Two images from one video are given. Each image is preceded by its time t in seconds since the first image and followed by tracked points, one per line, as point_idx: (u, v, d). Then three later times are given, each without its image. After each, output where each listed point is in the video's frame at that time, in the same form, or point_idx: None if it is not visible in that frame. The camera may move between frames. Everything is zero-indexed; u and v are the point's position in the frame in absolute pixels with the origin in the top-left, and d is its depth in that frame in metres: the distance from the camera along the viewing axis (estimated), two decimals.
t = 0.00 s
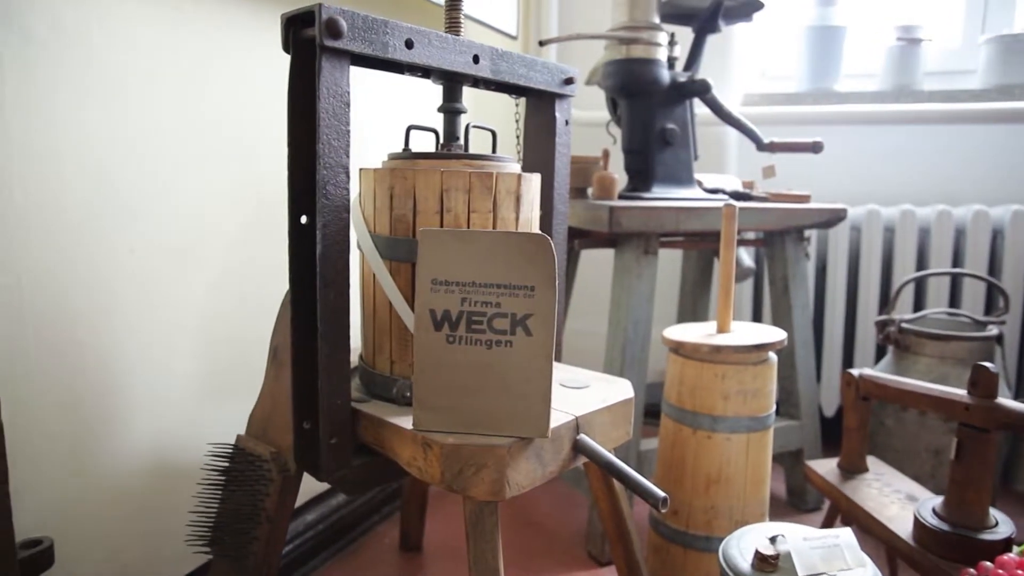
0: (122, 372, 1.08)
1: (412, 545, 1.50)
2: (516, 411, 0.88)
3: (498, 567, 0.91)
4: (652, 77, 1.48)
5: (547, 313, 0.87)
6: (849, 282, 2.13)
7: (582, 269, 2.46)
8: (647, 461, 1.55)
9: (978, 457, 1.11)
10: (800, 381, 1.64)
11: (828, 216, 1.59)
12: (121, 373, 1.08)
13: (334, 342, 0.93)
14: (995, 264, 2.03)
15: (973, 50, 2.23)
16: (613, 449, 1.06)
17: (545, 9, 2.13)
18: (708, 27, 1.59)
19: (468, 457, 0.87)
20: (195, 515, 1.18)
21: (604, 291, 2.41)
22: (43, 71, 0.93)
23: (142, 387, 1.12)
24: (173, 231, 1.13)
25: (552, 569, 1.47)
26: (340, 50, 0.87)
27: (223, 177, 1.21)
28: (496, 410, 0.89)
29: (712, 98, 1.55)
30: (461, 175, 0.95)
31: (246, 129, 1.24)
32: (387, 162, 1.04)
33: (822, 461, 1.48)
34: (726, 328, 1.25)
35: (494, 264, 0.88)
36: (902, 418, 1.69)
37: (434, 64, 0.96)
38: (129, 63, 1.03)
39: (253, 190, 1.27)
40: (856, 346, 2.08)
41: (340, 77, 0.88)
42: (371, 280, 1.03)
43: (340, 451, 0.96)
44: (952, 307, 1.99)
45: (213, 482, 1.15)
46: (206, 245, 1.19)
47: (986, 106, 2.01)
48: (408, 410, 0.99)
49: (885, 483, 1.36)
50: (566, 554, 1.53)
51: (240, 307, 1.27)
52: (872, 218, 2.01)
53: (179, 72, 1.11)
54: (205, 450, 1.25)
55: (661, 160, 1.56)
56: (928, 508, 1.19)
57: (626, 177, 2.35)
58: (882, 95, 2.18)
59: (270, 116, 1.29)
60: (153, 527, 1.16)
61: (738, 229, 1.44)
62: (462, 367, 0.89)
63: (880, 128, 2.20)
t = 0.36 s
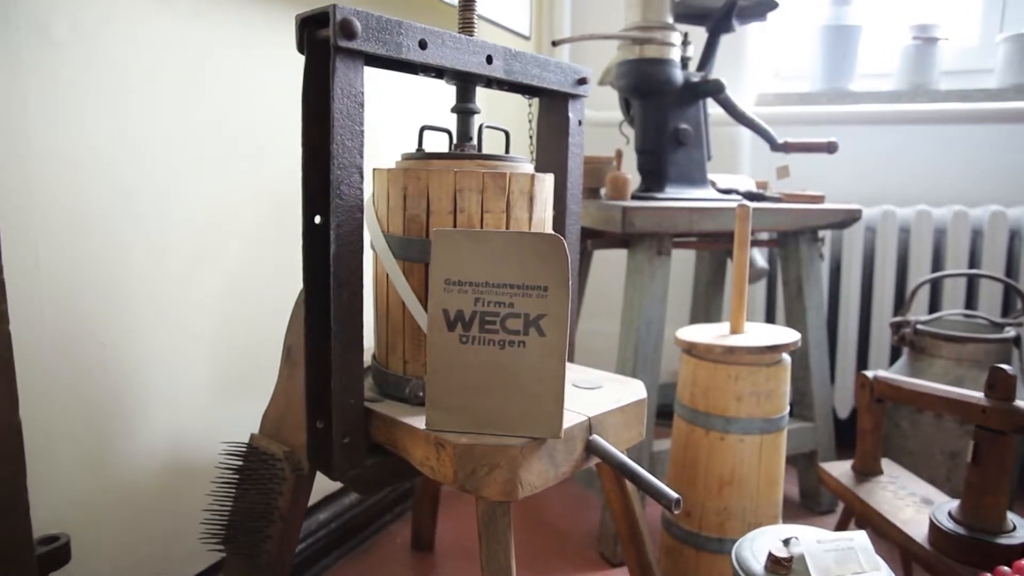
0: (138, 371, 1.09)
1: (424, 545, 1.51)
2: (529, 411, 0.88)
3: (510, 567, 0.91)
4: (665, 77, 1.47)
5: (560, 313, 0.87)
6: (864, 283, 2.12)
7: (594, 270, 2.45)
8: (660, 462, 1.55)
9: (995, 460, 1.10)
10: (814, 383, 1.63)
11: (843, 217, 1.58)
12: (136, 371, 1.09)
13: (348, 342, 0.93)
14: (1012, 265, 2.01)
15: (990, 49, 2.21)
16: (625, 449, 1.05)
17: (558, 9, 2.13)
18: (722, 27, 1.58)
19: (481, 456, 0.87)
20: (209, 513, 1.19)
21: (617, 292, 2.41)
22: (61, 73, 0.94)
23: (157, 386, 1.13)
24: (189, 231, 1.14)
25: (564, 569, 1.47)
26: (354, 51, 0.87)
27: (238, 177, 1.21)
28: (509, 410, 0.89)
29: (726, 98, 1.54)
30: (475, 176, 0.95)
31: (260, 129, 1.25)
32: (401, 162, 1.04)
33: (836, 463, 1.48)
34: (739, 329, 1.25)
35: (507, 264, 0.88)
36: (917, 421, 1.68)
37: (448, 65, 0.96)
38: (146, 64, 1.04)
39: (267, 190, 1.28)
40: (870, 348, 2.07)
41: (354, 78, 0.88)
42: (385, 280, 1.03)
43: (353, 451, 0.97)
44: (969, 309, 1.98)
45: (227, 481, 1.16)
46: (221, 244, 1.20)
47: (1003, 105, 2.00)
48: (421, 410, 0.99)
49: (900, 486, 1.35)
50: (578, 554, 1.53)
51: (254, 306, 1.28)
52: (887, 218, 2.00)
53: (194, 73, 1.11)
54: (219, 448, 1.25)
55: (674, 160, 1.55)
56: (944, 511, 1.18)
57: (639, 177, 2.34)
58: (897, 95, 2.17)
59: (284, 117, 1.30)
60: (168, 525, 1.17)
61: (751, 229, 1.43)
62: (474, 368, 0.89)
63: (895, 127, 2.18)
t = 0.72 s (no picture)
0: (152, 369, 1.10)
1: (435, 544, 1.51)
2: (541, 412, 0.88)
3: (521, 567, 0.91)
4: (677, 77, 1.47)
5: (572, 314, 0.87)
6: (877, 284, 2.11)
7: (605, 270, 2.45)
8: (671, 464, 1.54)
9: (1011, 464, 1.09)
10: (827, 385, 1.62)
11: (856, 217, 1.57)
12: (150, 370, 1.09)
13: (360, 342, 0.93)
14: None
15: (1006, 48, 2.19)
16: (636, 450, 1.05)
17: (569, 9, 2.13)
18: (734, 26, 1.58)
19: (492, 456, 0.87)
20: (221, 512, 1.19)
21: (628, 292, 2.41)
22: (79, 74, 0.95)
23: (171, 385, 1.13)
24: (202, 231, 1.14)
25: (575, 570, 1.46)
26: (367, 51, 0.87)
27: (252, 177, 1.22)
28: (520, 410, 0.89)
29: (738, 98, 1.54)
30: (487, 176, 0.95)
31: (273, 130, 1.25)
32: (413, 162, 1.04)
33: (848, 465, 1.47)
34: (751, 330, 1.24)
35: (520, 265, 0.88)
36: (932, 423, 1.67)
37: (460, 65, 0.96)
38: (161, 65, 1.05)
39: (279, 190, 1.28)
40: (884, 349, 2.06)
41: (367, 78, 0.88)
42: (396, 280, 1.04)
43: (365, 450, 0.97)
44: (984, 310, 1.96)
45: (239, 479, 1.16)
46: (235, 244, 1.20)
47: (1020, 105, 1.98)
48: (433, 410, 0.99)
49: (914, 488, 1.34)
50: (589, 555, 1.53)
51: (267, 306, 1.29)
52: (901, 219, 1.98)
53: (208, 74, 1.12)
54: (232, 447, 1.26)
55: (686, 160, 1.55)
56: (959, 514, 1.17)
57: (651, 177, 2.34)
58: (912, 95, 2.15)
59: (297, 118, 1.30)
60: (181, 523, 1.18)
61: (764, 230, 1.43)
62: (486, 368, 0.89)
63: (909, 127, 2.17)
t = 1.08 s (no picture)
0: (167, 368, 1.10)
1: (447, 544, 1.52)
2: (553, 413, 0.88)
3: (533, 567, 0.91)
4: (690, 77, 1.47)
5: (585, 314, 0.87)
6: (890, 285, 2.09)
7: (617, 271, 2.45)
8: (683, 465, 1.54)
9: None
10: (840, 386, 1.62)
11: (870, 218, 1.57)
12: (164, 369, 1.10)
13: (373, 341, 0.93)
14: None
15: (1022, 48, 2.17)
16: (649, 451, 1.05)
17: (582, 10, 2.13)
18: (748, 27, 1.57)
19: (505, 456, 0.87)
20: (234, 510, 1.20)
21: (640, 293, 2.41)
22: (96, 75, 0.95)
23: (185, 383, 1.14)
24: (216, 231, 1.15)
25: (586, 571, 1.46)
26: (380, 52, 0.87)
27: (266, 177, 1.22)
28: (533, 411, 0.89)
29: (751, 98, 1.53)
30: (500, 177, 0.95)
31: (286, 130, 1.26)
32: (426, 162, 1.04)
33: (862, 468, 1.46)
34: (764, 331, 1.24)
35: (532, 265, 0.88)
36: (947, 426, 1.65)
37: (473, 66, 0.96)
38: (177, 65, 1.05)
39: (292, 190, 1.29)
40: (898, 351, 2.04)
41: (381, 79, 0.89)
42: (409, 280, 1.04)
43: (377, 450, 0.97)
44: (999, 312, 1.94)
45: (252, 478, 1.17)
46: (248, 244, 1.21)
47: None
48: (445, 410, 0.99)
49: (929, 492, 1.33)
50: (600, 556, 1.52)
51: (280, 306, 1.29)
52: (916, 219, 1.97)
53: (223, 75, 1.13)
54: (244, 446, 1.26)
55: (698, 161, 1.54)
56: (975, 518, 1.16)
57: (663, 177, 2.34)
58: (926, 95, 2.14)
59: (310, 118, 1.31)
60: (195, 521, 1.19)
61: (777, 230, 1.42)
62: (498, 368, 0.89)
63: (923, 127, 2.15)
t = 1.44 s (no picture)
0: (181, 367, 1.11)
1: (459, 544, 1.52)
2: (566, 413, 0.88)
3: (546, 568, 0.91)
4: (704, 77, 1.46)
5: (598, 315, 0.87)
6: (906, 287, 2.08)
7: (630, 271, 2.44)
8: (696, 466, 1.54)
9: None
10: (854, 388, 1.61)
11: (885, 218, 1.55)
12: (179, 368, 1.11)
13: (386, 342, 0.93)
14: None
15: None
16: (661, 452, 1.05)
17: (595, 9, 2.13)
18: (762, 26, 1.57)
19: (518, 456, 0.87)
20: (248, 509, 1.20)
21: (653, 293, 2.40)
22: (113, 76, 0.96)
23: (200, 382, 1.15)
24: (231, 231, 1.15)
25: (597, 572, 1.46)
26: (394, 52, 0.87)
27: (279, 177, 1.23)
28: (545, 411, 0.89)
29: (765, 98, 1.52)
30: (513, 177, 0.95)
31: (300, 131, 1.26)
32: (440, 163, 1.04)
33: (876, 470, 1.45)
34: (778, 332, 1.23)
35: (545, 266, 0.87)
36: (963, 428, 1.64)
37: (486, 66, 0.96)
38: (192, 66, 1.06)
39: (306, 191, 1.29)
40: (913, 353, 2.03)
41: (395, 80, 0.89)
42: (422, 280, 1.04)
43: (390, 450, 0.97)
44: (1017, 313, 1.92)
45: (265, 477, 1.17)
46: (262, 244, 1.22)
47: None
48: (458, 410, 0.99)
49: (945, 495, 1.31)
50: (612, 557, 1.52)
51: (293, 305, 1.30)
52: (932, 220, 1.95)
53: (237, 76, 1.13)
54: (258, 446, 1.27)
55: (712, 161, 1.54)
56: (992, 522, 1.14)
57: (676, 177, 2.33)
58: (942, 95, 2.12)
59: (323, 118, 1.31)
60: (209, 519, 1.19)
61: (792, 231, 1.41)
62: (511, 369, 0.89)
63: (938, 128, 2.14)
